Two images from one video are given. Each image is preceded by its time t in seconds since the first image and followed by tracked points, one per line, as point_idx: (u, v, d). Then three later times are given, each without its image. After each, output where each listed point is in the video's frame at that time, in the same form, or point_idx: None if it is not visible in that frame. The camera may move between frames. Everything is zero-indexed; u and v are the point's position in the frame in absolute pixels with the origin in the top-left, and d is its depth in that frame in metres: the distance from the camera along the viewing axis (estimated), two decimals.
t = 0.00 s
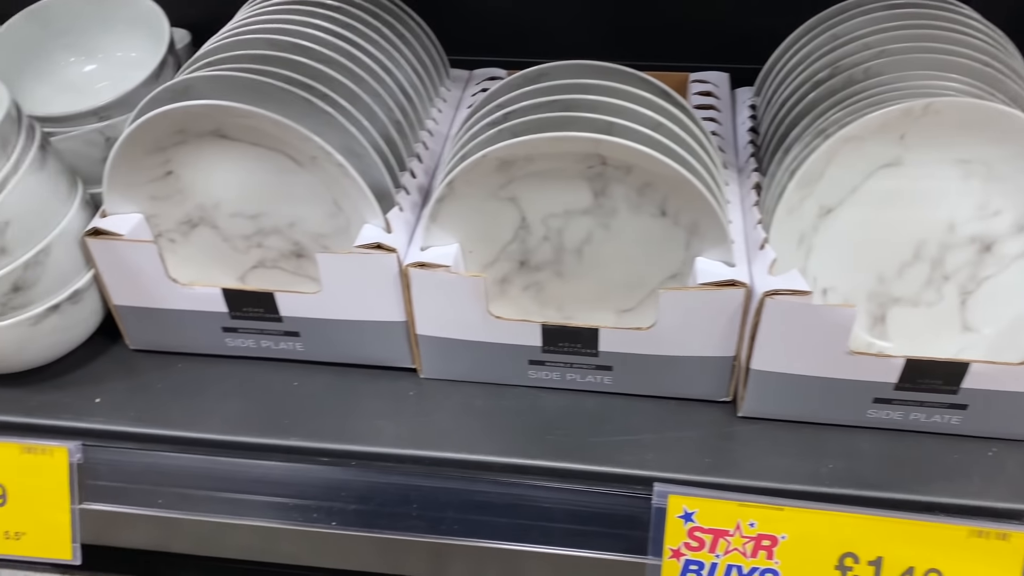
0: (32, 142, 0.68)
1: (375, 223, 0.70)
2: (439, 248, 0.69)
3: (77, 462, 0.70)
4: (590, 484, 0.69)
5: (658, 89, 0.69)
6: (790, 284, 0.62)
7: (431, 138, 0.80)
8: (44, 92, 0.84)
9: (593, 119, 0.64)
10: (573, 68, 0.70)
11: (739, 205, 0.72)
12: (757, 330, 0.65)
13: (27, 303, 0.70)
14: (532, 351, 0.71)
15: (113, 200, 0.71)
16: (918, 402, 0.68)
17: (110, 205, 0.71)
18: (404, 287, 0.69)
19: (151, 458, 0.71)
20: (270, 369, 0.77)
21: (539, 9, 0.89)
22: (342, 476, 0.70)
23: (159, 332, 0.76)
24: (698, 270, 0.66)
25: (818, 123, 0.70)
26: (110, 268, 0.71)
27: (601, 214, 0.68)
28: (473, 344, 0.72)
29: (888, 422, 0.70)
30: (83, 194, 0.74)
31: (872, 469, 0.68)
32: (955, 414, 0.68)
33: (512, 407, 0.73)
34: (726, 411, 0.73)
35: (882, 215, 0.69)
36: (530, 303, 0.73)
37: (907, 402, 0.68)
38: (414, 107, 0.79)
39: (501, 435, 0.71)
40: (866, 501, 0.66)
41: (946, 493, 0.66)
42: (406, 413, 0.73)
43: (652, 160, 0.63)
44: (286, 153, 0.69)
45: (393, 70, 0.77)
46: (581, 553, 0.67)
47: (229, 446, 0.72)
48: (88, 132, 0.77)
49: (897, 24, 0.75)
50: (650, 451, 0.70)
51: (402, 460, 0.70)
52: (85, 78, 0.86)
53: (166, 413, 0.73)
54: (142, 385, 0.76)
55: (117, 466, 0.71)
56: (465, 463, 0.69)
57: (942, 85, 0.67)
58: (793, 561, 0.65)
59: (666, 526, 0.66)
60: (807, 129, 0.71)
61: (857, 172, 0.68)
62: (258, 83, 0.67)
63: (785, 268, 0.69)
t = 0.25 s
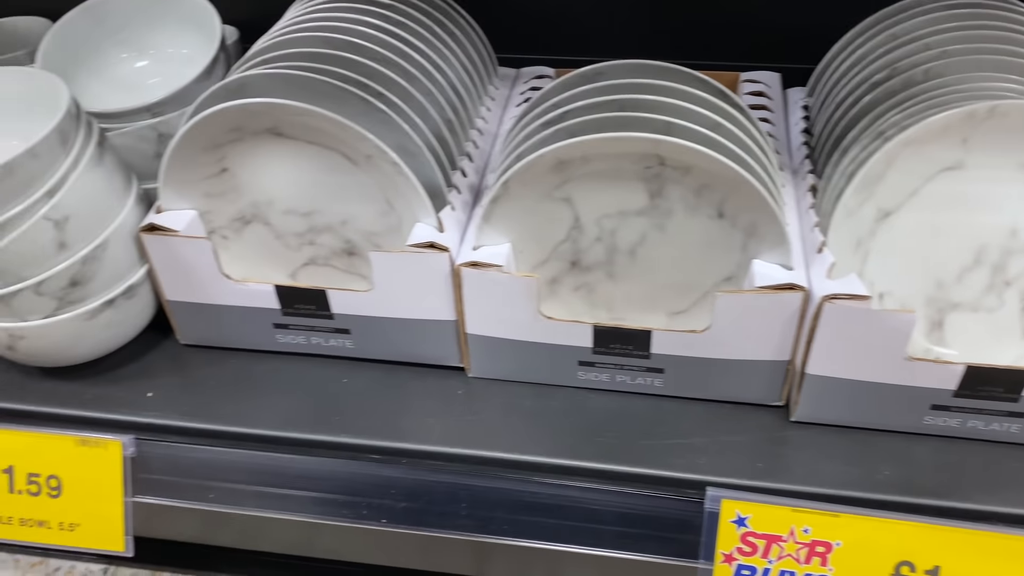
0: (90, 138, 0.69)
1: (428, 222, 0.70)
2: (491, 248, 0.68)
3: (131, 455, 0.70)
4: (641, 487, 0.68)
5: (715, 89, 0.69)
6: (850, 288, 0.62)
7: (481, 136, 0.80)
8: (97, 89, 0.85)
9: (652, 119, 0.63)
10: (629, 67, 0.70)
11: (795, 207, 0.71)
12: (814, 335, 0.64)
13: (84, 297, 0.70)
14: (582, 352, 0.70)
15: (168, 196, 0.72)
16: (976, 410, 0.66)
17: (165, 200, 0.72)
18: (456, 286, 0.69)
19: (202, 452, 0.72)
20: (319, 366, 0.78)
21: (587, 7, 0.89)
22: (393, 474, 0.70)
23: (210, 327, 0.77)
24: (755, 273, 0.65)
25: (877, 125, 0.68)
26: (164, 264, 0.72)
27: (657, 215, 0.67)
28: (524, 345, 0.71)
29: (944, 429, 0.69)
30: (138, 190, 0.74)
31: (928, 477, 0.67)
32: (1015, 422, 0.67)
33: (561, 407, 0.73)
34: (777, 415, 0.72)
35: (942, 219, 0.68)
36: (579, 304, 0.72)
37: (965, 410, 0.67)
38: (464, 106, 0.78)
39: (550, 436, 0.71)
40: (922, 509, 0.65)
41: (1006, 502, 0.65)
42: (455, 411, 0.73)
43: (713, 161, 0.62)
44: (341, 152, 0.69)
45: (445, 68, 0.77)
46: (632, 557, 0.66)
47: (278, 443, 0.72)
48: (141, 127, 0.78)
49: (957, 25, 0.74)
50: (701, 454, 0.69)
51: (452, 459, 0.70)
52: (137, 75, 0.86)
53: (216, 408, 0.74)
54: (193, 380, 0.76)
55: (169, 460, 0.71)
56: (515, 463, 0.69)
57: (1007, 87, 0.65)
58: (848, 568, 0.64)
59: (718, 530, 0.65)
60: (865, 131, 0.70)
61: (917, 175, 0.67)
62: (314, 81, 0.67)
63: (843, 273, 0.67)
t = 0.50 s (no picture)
0: (136, 137, 0.69)
1: (470, 224, 0.69)
2: (534, 251, 0.68)
3: (173, 452, 0.71)
4: (683, 494, 0.68)
5: (764, 94, 0.68)
6: (900, 296, 0.61)
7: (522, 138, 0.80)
8: (139, 87, 0.85)
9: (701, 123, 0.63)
10: (675, 71, 0.69)
11: (842, 213, 0.70)
12: (861, 343, 0.63)
13: (128, 295, 0.71)
14: (624, 356, 0.70)
15: (212, 196, 0.72)
16: None
17: (209, 200, 0.72)
18: (497, 289, 0.69)
19: (246, 451, 0.72)
20: (358, 366, 0.78)
21: (627, 8, 0.89)
22: (434, 476, 0.70)
23: (252, 326, 0.77)
24: (802, 279, 0.65)
25: (927, 131, 0.67)
26: (207, 263, 0.72)
27: (703, 220, 0.66)
28: (566, 348, 0.71)
29: (993, 440, 0.68)
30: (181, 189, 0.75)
31: (977, 488, 0.66)
32: None
33: (601, 411, 0.73)
34: (821, 423, 0.72)
35: (994, 227, 0.67)
36: (621, 308, 0.72)
37: (1016, 421, 0.66)
38: (506, 107, 0.78)
39: (591, 441, 0.70)
40: (973, 521, 0.64)
41: None
42: (494, 414, 0.73)
43: (763, 166, 0.61)
44: (385, 153, 0.69)
45: (487, 69, 0.77)
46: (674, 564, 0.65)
47: (320, 443, 0.72)
48: (184, 126, 0.78)
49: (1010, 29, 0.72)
50: (744, 462, 0.68)
51: (491, 462, 0.69)
52: (178, 73, 0.87)
53: (257, 407, 0.74)
54: (233, 379, 0.77)
55: (213, 458, 0.72)
56: (556, 468, 0.69)
57: None
58: None
59: (762, 539, 0.64)
60: (915, 136, 0.68)
61: (967, 184, 0.66)
62: (360, 83, 0.67)
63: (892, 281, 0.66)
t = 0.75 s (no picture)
0: (182, 135, 0.69)
1: (515, 226, 0.69)
2: (579, 253, 0.67)
3: (215, 450, 0.71)
4: (728, 501, 0.67)
5: (816, 96, 0.68)
6: (955, 304, 0.59)
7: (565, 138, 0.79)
8: (182, 85, 0.85)
9: (755, 126, 0.62)
10: (725, 73, 0.68)
11: (893, 218, 0.69)
12: (914, 351, 0.62)
13: (173, 293, 0.71)
14: (669, 361, 0.69)
15: (257, 195, 0.73)
16: None
17: (254, 199, 0.73)
18: (541, 291, 0.68)
19: (288, 450, 0.72)
20: (399, 366, 0.77)
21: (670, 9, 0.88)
22: (477, 479, 0.69)
23: (294, 325, 0.77)
24: (852, 284, 0.64)
25: (982, 135, 0.65)
26: (251, 262, 0.73)
27: (754, 223, 0.65)
28: (610, 351, 0.70)
29: None
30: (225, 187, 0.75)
31: None
32: None
33: (645, 416, 0.72)
34: (869, 431, 0.70)
35: None
36: (666, 312, 0.71)
37: None
38: (550, 107, 0.78)
39: (635, 445, 0.70)
40: None
41: None
42: (537, 417, 0.72)
43: (818, 170, 0.60)
44: (430, 154, 0.69)
45: (532, 69, 0.76)
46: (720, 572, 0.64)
47: (362, 443, 0.72)
48: (228, 124, 0.78)
49: None
50: (791, 469, 0.68)
51: (534, 465, 0.69)
52: (221, 71, 0.87)
53: (299, 406, 0.74)
54: (275, 377, 0.77)
55: (254, 457, 0.72)
56: (600, 472, 0.68)
57: None
58: None
59: (809, 548, 0.63)
60: (971, 140, 0.66)
61: None
62: (406, 83, 0.67)
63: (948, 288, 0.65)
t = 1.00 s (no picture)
0: (221, 133, 0.70)
1: (553, 227, 0.68)
2: (618, 255, 0.67)
3: (250, 448, 0.71)
4: (766, 507, 0.66)
5: (862, 97, 0.66)
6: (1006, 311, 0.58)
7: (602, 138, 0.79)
8: (217, 82, 0.86)
9: (801, 128, 0.61)
10: (769, 73, 0.68)
11: (939, 222, 0.68)
12: (960, 358, 0.61)
13: (210, 291, 0.71)
14: (708, 364, 0.69)
15: (294, 193, 0.73)
16: None
17: (291, 197, 0.74)
18: (578, 293, 0.68)
19: (322, 449, 0.72)
20: (433, 365, 0.77)
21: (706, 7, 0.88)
22: (511, 480, 0.69)
23: (329, 323, 0.77)
24: (897, 289, 0.63)
25: None
26: (288, 260, 0.73)
27: (797, 226, 0.64)
28: (647, 354, 0.69)
29: None
30: (262, 186, 0.75)
31: None
32: None
33: (681, 420, 0.71)
34: (911, 439, 0.69)
35: None
36: (705, 315, 0.71)
37: None
38: (588, 107, 0.77)
39: (671, 449, 0.69)
40: None
41: None
42: (571, 419, 0.72)
43: (865, 173, 0.59)
44: (469, 153, 0.68)
45: (570, 68, 0.76)
46: None
47: (396, 442, 0.72)
48: (264, 121, 0.79)
49: None
50: (830, 476, 0.66)
51: (570, 468, 0.69)
52: (255, 68, 0.87)
53: (333, 405, 0.74)
54: (308, 375, 0.77)
55: (288, 455, 0.72)
56: (636, 475, 0.68)
57: None
58: None
59: (850, 557, 0.62)
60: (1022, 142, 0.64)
61: None
62: (445, 82, 0.67)
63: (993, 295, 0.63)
